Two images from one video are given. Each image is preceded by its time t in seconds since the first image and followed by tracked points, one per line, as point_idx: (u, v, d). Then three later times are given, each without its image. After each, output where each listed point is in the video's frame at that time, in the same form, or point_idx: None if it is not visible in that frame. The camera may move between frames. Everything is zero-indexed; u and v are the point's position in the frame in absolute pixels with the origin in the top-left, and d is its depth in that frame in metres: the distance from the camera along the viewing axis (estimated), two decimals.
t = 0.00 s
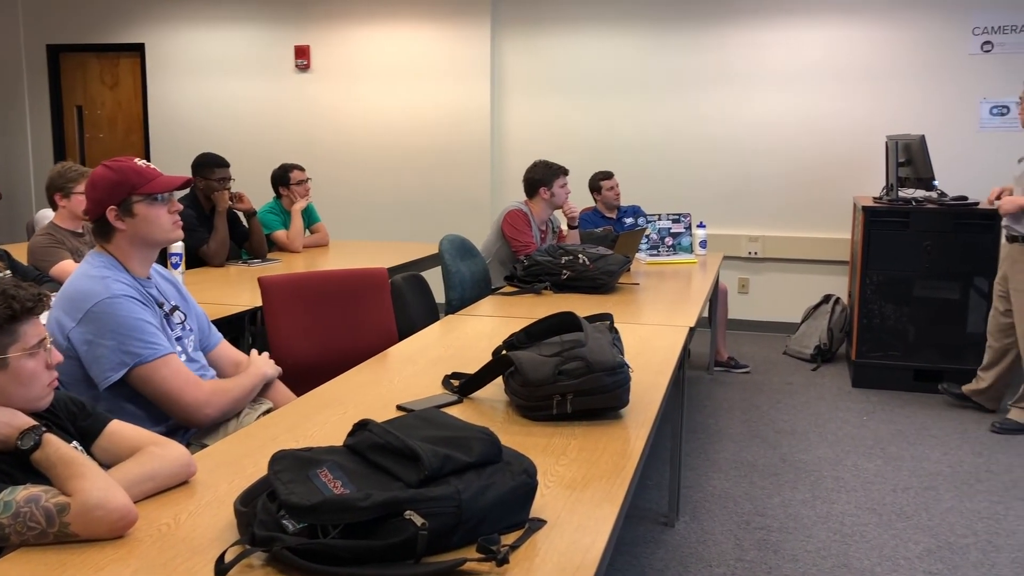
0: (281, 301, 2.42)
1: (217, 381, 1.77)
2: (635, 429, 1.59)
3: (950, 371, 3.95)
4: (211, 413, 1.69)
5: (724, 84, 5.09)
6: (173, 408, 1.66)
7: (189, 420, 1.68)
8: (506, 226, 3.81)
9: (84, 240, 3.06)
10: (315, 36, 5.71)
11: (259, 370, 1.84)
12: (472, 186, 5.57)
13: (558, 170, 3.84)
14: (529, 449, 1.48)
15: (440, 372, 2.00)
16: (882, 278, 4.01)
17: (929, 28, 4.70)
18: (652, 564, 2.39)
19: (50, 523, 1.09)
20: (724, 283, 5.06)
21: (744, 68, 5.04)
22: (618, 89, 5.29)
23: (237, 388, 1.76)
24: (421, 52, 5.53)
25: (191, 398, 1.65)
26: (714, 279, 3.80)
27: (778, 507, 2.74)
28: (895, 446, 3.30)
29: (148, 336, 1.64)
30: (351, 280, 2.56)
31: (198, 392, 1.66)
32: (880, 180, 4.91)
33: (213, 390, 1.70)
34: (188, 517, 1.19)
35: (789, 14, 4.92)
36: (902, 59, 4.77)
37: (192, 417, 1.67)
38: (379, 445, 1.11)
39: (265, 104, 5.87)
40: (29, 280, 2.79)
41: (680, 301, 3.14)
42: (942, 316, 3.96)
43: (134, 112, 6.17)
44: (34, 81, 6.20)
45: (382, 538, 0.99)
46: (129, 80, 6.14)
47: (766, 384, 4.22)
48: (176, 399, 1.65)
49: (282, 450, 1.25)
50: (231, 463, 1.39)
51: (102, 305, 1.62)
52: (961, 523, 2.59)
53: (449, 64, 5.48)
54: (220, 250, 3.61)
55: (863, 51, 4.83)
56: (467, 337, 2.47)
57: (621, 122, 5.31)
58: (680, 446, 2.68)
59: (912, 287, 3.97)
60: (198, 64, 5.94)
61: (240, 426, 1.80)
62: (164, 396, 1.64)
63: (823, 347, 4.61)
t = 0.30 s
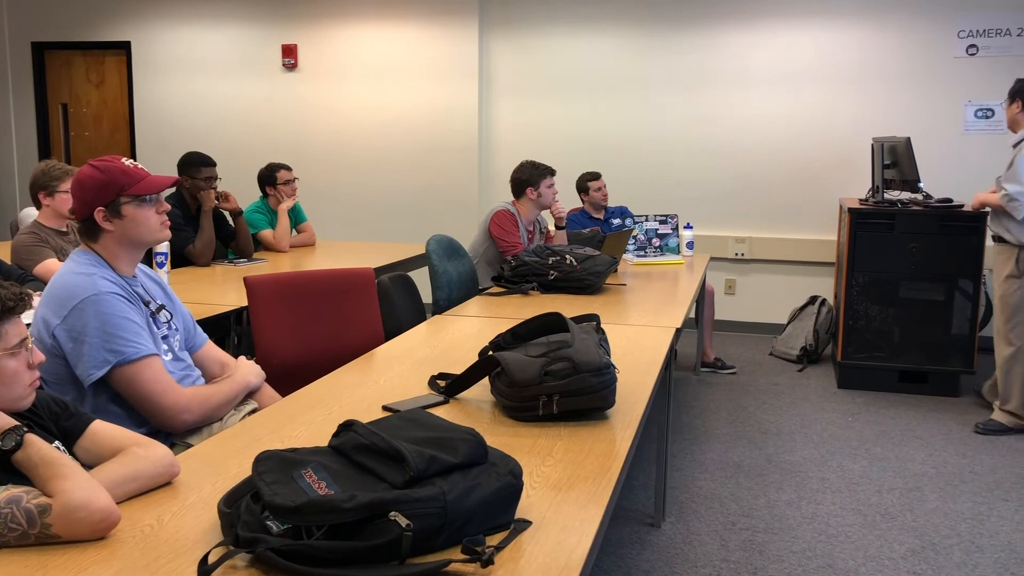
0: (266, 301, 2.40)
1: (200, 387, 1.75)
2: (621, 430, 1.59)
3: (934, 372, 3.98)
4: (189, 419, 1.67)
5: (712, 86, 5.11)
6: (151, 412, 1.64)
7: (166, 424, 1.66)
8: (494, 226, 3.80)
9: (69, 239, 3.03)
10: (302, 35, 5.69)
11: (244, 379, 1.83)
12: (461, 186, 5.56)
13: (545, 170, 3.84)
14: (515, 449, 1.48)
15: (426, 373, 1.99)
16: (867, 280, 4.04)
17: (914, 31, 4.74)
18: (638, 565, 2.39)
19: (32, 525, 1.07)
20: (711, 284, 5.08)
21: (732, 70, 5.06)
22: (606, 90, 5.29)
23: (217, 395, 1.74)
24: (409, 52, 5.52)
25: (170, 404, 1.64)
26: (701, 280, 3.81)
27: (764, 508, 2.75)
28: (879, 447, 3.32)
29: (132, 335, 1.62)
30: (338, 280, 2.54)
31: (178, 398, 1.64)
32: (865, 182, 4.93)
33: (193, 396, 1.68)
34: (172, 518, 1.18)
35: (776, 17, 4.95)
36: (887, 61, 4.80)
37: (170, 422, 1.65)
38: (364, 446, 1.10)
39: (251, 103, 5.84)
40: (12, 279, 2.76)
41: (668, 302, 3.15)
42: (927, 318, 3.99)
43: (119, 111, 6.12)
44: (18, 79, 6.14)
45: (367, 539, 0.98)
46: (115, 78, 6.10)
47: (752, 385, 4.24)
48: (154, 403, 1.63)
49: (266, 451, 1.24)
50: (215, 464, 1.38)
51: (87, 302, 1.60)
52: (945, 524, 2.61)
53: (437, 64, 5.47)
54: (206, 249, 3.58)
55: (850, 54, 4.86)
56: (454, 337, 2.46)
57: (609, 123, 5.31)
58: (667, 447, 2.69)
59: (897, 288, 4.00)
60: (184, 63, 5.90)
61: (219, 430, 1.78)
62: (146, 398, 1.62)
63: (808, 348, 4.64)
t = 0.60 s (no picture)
0: (256, 300, 2.39)
1: (184, 386, 1.74)
2: (613, 429, 1.59)
3: (923, 372, 4.00)
4: (173, 420, 1.65)
5: (704, 85, 5.12)
6: (133, 411, 1.62)
7: (149, 424, 1.64)
8: (485, 225, 3.80)
9: (57, 236, 3.00)
10: (294, 33, 5.67)
11: (230, 380, 1.82)
12: (452, 185, 5.55)
13: (537, 169, 3.83)
14: (506, 449, 1.48)
15: (418, 372, 1.99)
16: (857, 280, 4.06)
17: (905, 31, 4.76)
18: (630, 564, 2.40)
19: (20, 523, 1.06)
20: (702, 284, 5.09)
21: (723, 70, 5.07)
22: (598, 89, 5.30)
23: (201, 396, 1.73)
24: (400, 50, 5.50)
25: (152, 404, 1.62)
26: (692, 280, 3.82)
27: (754, 507, 2.76)
28: (870, 447, 3.33)
29: (116, 333, 1.60)
30: (328, 278, 2.53)
31: (160, 398, 1.63)
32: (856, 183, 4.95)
33: (177, 397, 1.67)
34: (162, 517, 1.17)
35: (768, 16, 4.96)
36: (878, 62, 4.82)
37: (152, 423, 1.64)
38: (356, 445, 1.10)
39: (242, 101, 5.81)
40: None
41: (659, 302, 3.15)
42: (917, 318, 4.00)
43: (109, 108, 6.08)
44: (6, 75, 6.09)
45: (358, 538, 0.98)
46: (105, 75, 6.06)
47: (743, 385, 4.25)
48: (135, 403, 1.61)
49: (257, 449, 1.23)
50: (205, 463, 1.37)
51: (71, 300, 1.59)
52: (934, 523, 2.62)
53: (429, 62, 5.46)
54: (196, 248, 3.56)
55: (841, 55, 4.88)
56: (446, 336, 2.46)
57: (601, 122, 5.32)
58: (657, 446, 2.69)
59: (887, 288, 4.02)
60: (175, 60, 5.87)
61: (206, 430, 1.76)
62: (129, 397, 1.60)
63: (799, 347, 4.65)
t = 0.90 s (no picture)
0: (250, 301, 2.38)
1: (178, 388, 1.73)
2: (608, 431, 1.58)
3: (916, 372, 4.01)
4: (165, 421, 1.64)
5: (697, 85, 5.12)
6: (125, 413, 1.61)
7: (141, 426, 1.63)
8: (479, 225, 3.80)
9: (50, 236, 2.99)
10: (286, 33, 5.65)
11: (224, 382, 1.81)
12: (446, 185, 5.54)
13: (531, 169, 3.83)
14: (502, 451, 1.47)
15: (412, 373, 1.98)
16: (850, 280, 4.07)
17: (897, 32, 4.77)
18: (624, 565, 2.39)
19: (13, 527, 1.06)
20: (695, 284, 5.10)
21: (716, 71, 5.08)
22: (591, 89, 5.30)
23: (194, 397, 1.72)
24: (394, 50, 5.49)
25: (144, 405, 1.60)
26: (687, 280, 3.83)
27: (748, 508, 2.76)
28: (863, 447, 3.34)
29: (108, 334, 1.59)
30: (322, 279, 2.52)
31: (152, 399, 1.61)
32: (849, 183, 4.97)
33: (170, 398, 1.65)
34: (157, 520, 1.17)
35: (760, 17, 4.97)
36: (870, 63, 4.84)
37: (145, 424, 1.62)
38: (352, 448, 1.09)
39: (235, 101, 5.79)
40: None
41: (653, 303, 3.15)
42: (910, 318, 4.01)
43: (101, 108, 6.04)
44: None
45: (354, 542, 0.97)
46: (97, 75, 6.02)
47: (736, 385, 4.25)
48: (128, 405, 1.60)
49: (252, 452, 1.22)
50: (200, 466, 1.36)
51: (62, 301, 1.58)
52: (928, 523, 2.62)
53: (422, 62, 5.45)
54: (189, 248, 3.55)
55: (833, 55, 4.89)
56: (440, 338, 2.45)
57: (595, 123, 5.32)
58: (652, 447, 2.69)
59: (881, 288, 4.03)
60: (167, 60, 5.85)
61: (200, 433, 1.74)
62: (121, 397, 1.59)
63: (792, 348, 4.66)
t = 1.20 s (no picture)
0: (242, 304, 2.36)
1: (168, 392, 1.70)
2: (604, 433, 1.58)
3: (908, 371, 4.03)
4: (155, 425, 1.61)
5: (687, 85, 5.13)
6: (114, 417, 1.58)
7: (131, 430, 1.60)
8: (471, 226, 3.79)
9: (38, 240, 2.96)
10: (275, 35, 5.63)
11: (215, 387, 1.78)
12: (437, 185, 5.52)
13: (523, 170, 3.82)
14: (498, 454, 1.46)
15: (406, 376, 1.97)
16: (842, 279, 4.08)
17: (886, 32, 4.79)
18: (620, 567, 2.39)
19: (4, 537, 1.03)
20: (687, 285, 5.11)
21: (706, 71, 5.09)
22: (581, 89, 5.30)
23: (185, 400, 1.69)
24: (383, 51, 5.48)
25: (133, 408, 1.58)
26: (678, 280, 3.83)
27: (743, 509, 2.76)
28: (856, 446, 3.35)
29: (95, 338, 1.57)
30: (315, 282, 2.51)
31: (141, 402, 1.59)
32: (840, 183, 4.98)
33: (159, 401, 1.63)
34: (150, 528, 1.15)
35: (749, 17, 4.98)
36: (860, 63, 4.86)
37: (134, 428, 1.60)
38: (348, 453, 1.08)
39: (224, 103, 5.77)
40: None
41: (646, 303, 3.14)
42: (902, 317, 4.03)
43: (89, 110, 6.00)
44: None
45: (351, 549, 0.96)
46: (85, 76, 5.98)
47: (729, 385, 4.26)
48: (116, 408, 1.57)
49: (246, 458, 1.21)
50: (193, 471, 1.35)
51: (48, 305, 1.56)
52: (922, 522, 2.63)
53: (413, 63, 5.44)
54: (179, 251, 3.52)
55: (823, 55, 4.91)
56: (434, 340, 2.44)
57: (585, 124, 5.32)
58: (646, 448, 2.69)
59: (872, 288, 4.04)
60: (156, 62, 5.82)
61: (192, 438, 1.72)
62: (109, 401, 1.57)
63: (784, 347, 4.67)
